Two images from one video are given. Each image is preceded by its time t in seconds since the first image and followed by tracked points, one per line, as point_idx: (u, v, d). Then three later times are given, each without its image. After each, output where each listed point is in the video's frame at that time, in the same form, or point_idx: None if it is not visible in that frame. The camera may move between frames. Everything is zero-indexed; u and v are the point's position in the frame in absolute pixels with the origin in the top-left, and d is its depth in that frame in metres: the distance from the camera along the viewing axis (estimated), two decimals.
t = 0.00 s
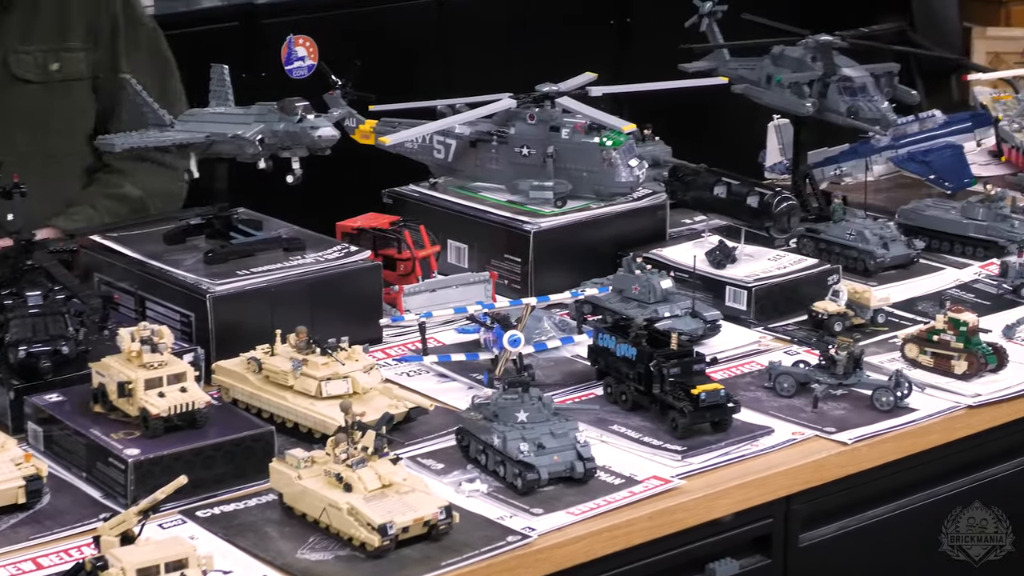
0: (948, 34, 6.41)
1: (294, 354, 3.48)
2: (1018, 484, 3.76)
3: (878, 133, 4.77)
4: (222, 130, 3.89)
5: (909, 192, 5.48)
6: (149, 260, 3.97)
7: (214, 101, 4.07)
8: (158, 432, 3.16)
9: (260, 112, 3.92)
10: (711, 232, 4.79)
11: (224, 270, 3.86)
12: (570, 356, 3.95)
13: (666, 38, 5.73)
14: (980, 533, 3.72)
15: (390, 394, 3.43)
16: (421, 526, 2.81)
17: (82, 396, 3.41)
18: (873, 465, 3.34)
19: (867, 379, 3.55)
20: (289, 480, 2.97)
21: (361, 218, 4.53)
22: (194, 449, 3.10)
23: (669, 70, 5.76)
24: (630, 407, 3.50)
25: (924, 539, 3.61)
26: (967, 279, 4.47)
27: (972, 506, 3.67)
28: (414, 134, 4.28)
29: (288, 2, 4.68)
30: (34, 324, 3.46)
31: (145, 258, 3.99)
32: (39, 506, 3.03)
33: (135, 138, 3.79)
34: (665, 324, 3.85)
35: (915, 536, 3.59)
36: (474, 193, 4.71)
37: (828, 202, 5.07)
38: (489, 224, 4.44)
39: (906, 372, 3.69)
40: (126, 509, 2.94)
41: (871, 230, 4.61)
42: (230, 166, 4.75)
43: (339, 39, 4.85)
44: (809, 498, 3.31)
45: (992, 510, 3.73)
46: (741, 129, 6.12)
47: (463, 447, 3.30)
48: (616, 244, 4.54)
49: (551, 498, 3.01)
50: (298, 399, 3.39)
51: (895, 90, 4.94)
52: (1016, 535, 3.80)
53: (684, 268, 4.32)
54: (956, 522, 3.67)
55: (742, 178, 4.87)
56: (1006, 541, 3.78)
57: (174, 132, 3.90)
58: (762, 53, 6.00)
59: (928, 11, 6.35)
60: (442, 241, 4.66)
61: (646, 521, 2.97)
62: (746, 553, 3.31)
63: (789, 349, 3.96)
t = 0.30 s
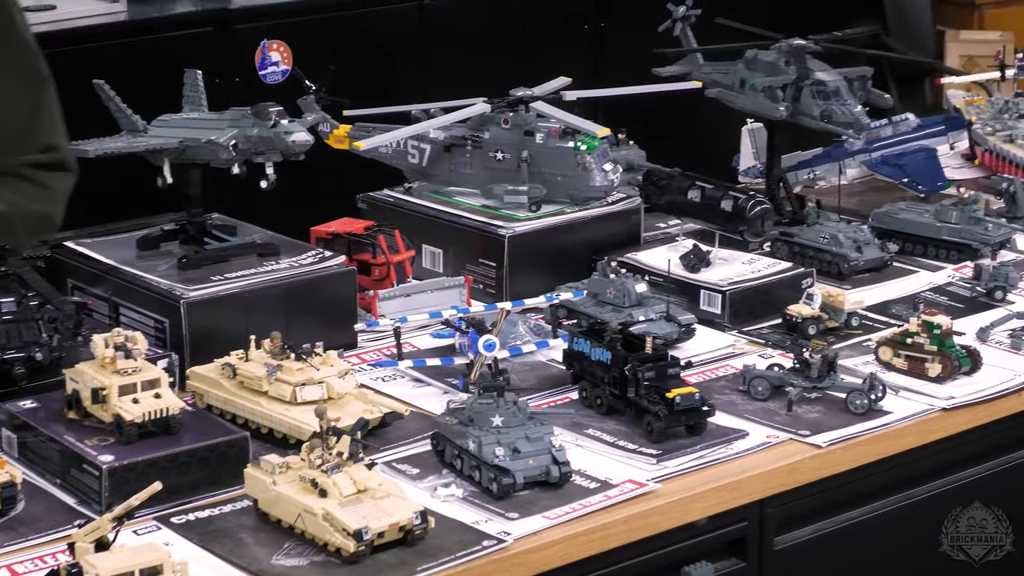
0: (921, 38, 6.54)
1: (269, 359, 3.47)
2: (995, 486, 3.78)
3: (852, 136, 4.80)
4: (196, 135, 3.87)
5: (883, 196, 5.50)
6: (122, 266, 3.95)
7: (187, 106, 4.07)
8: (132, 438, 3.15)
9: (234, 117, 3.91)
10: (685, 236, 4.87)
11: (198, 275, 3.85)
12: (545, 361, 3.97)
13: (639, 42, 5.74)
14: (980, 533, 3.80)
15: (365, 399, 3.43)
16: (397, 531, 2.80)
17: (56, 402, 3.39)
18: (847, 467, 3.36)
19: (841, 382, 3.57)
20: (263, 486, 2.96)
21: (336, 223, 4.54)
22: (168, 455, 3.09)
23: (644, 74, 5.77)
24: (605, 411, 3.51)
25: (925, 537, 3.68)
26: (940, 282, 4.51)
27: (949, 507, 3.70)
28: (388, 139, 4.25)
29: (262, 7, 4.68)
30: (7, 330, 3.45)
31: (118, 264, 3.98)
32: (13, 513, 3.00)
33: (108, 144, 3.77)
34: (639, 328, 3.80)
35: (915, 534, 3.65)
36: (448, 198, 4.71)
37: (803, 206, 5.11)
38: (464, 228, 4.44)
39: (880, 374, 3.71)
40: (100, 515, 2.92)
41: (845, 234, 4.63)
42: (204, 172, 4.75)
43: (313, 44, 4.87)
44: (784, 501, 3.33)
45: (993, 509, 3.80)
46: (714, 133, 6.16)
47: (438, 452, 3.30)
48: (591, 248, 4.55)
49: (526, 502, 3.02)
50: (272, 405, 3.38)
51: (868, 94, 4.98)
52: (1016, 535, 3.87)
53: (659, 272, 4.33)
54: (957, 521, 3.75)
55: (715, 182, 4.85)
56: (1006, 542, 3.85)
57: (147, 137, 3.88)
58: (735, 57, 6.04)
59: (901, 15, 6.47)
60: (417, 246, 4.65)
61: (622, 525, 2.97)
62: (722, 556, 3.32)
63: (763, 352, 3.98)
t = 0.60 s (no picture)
0: (893, 41, 6.61)
1: (242, 364, 3.46)
2: (969, 487, 3.81)
3: (824, 140, 4.81)
4: (169, 140, 3.87)
5: (856, 198, 5.53)
6: (95, 271, 3.93)
7: (160, 110, 4.05)
8: (105, 443, 3.13)
9: (206, 121, 3.90)
10: (659, 238, 4.85)
11: (171, 280, 3.83)
12: (520, 364, 3.97)
13: (612, 45, 5.76)
14: (980, 533, 3.90)
15: (340, 403, 3.42)
16: (371, 536, 2.80)
17: (29, 407, 3.37)
18: (821, 469, 3.38)
19: (814, 384, 3.59)
20: (237, 490, 2.95)
21: (309, 227, 4.53)
22: (142, 460, 3.07)
23: (616, 77, 5.79)
24: (579, 414, 3.51)
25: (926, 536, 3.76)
26: (913, 284, 4.53)
27: (924, 508, 3.72)
28: (361, 143, 4.26)
29: (236, 12, 4.67)
30: None
31: (91, 268, 3.95)
32: None
33: (81, 149, 3.77)
34: (614, 330, 3.82)
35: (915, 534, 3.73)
36: (422, 202, 4.71)
37: (775, 209, 5.14)
38: (438, 232, 4.44)
39: (853, 377, 3.74)
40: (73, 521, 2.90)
41: (818, 236, 4.65)
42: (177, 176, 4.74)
43: (284, 47, 4.86)
44: (758, 503, 3.34)
45: (993, 509, 3.90)
46: (687, 137, 6.18)
47: (413, 456, 3.30)
48: (565, 251, 4.56)
49: (501, 506, 3.02)
50: (246, 409, 3.38)
51: (840, 97, 5.00)
52: (1015, 536, 3.99)
53: (633, 275, 4.34)
54: (957, 521, 3.83)
55: (689, 185, 4.96)
56: (1006, 542, 3.97)
57: (120, 142, 3.87)
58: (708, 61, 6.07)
59: (873, 18, 6.54)
60: (391, 249, 4.65)
61: (596, 528, 2.98)
62: (696, 559, 3.34)
63: (736, 354, 4.00)
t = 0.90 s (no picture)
0: (865, 43, 6.65)
1: (215, 367, 3.45)
2: (942, 487, 3.83)
3: (797, 142, 4.79)
4: (141, 143, 3.84)
5: (829, 200, 5.56)
6: (68, 275, 3.91)
7: (132, 114, 4.02)
8: (78, 447, 3.11)
9: (179, 124, 3.88)
10: (633, 241, 4.82)
11: (144, 283, 3.81)
12: (493, 367, 3.96)
13: (586, 47, 5.77)
14: (981, 533, 4.00)
15: (313, 406, 3.41)
16: (345, 539, 2.79)
17: (2, 413, 3.36)
18: (794, 470, 3.39)
19: (787, 385, 3.61)
20: (211, 494, 2.94)
21: (283, 230, 4.52)
22: (115, 464, 3.06)
23: (591, 79, 5.81)
24: (553, 416, 3.52)
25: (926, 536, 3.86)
26: (886, 286, 4.56)
27: (897, 509, 3.75)
28: (335, 145, 4.24)
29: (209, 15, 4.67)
30: None
31: (64, 272, 3.93)
32: None
33: (53, 153, 3.73)
34: (588, 332, 3.88)
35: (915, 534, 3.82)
36: (396, 205, 4.71)
37: (748, 211, 5.17)
38: (411, 235, 4.44)
39: (826, 378, 3.76)
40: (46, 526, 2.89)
41: (790, 238, 4.68)
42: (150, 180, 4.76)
43: (256, 50, 4.85)
44: (732, 505, 3.35)
45: (993, 509, 4.00)
46: (661, 139, 6.21)
47: (387, 459, 3.29)
48: (540, 254, 4.57)
49: (475, 509, 3.02)
50: (219, 413, 3.36)
51: (813, 99, 5.00)
52: (1015, 536, 4.10)
53: (606, 277, 4.35)
54: (957, 521, 3.93)
55: (663, 188, 4.95)
56: (1006, 542, 4.08)
57: (92, 145, 3.84)
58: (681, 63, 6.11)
59: (846, 20, 6.59)
60: (365, 252, 4.64)
61: (570, 531, 2.99)
62: (670, 560, 3.35)
63: (710, 356, 4.02)
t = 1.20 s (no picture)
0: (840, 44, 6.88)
1: (189, 370, 3.44)
2: (916, 488, 3.86)
3: (771, 143, 4.78)
4: (114, 146, 3.81)
5: (802, 202, 5.59)
6: (41, 278, 3.89)
7: (105, 117, 3.99)
8: (53, 451, 3.11)
9: (152, 127, 3.86)
10: (607, 243, 4.91)
11: (118, 287, 3.80)
12: (468, 369, 3.96)
13: (559, 49, 5.81)
14: (981, 533, 4.10)
15: (288, 409, 3.40)
16: (320, 542, 2.79)
17: None
18: (768, 471, 3.41)
19: (760, 387, 3.63)
20: (185, 498, 2.94)
21: (257, 232, 4.50)
22: (89, 468, 3.04)
23: (564, 82, 5.84)
24: (528, 419, 3.52)
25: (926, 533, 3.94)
26: (859, 287, 4.59)
27: (872, 511, 3.77)
28: (310, 147, 4.20)
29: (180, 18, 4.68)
30: None
31: (37, 276, 3.91)
32: None
33: (27, 155, 3.69)
34: (562, 335, 3.89)
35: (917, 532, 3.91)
36: (369, 207, 4.70)
37: (722, 212, 5.20)
38: (385, 237, 4.43)
39: (800, 380, 3.78)
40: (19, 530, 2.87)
41: (764, 240, 4.70)
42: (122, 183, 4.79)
43: (225, 53, 4.89)
44: (706, 506, 3.37)
45: (993, 508, 4.09)
46: (634, 140, 6.26)
47: (361, 462, 3.29)
48: (514, 256, 4.57)
49: (450, 511, 3.02)
50: (193, 416, 3.35)
51: (786, 101, 5.02)
52: (1015, 536, 4.19)
53: (581, 279, 4.37)
54: (957, 521, 4.02)
55: (636, 190, 4.91)
56: (1006, 542, 4.17)
57: (65, 149, 3.82)
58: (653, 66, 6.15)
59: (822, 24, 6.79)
60: (339, 256, 4.64)
61: (545, 533, 2.99)
62: (646, 562, 3.36)
63: (684, 358, 4.03)
